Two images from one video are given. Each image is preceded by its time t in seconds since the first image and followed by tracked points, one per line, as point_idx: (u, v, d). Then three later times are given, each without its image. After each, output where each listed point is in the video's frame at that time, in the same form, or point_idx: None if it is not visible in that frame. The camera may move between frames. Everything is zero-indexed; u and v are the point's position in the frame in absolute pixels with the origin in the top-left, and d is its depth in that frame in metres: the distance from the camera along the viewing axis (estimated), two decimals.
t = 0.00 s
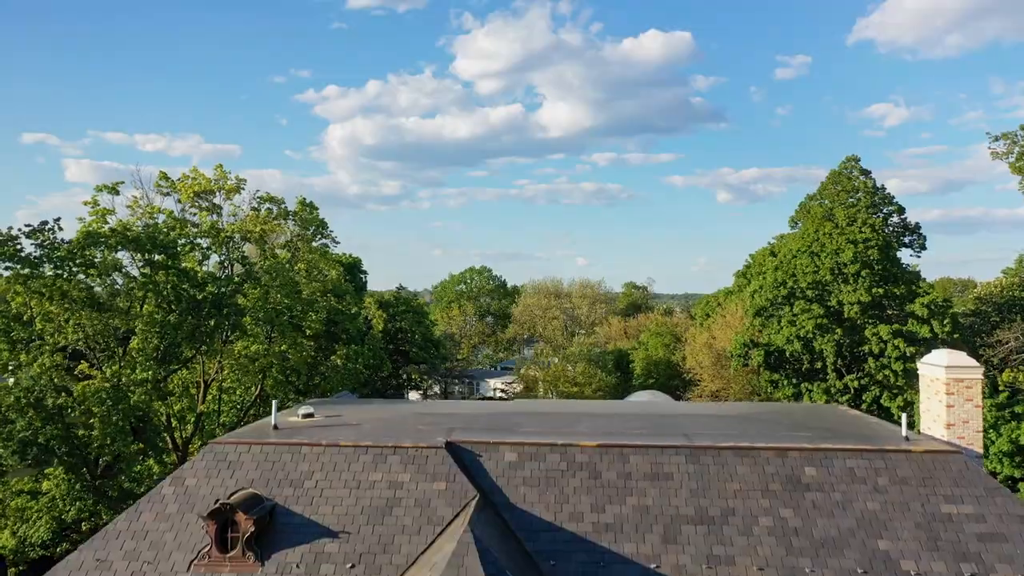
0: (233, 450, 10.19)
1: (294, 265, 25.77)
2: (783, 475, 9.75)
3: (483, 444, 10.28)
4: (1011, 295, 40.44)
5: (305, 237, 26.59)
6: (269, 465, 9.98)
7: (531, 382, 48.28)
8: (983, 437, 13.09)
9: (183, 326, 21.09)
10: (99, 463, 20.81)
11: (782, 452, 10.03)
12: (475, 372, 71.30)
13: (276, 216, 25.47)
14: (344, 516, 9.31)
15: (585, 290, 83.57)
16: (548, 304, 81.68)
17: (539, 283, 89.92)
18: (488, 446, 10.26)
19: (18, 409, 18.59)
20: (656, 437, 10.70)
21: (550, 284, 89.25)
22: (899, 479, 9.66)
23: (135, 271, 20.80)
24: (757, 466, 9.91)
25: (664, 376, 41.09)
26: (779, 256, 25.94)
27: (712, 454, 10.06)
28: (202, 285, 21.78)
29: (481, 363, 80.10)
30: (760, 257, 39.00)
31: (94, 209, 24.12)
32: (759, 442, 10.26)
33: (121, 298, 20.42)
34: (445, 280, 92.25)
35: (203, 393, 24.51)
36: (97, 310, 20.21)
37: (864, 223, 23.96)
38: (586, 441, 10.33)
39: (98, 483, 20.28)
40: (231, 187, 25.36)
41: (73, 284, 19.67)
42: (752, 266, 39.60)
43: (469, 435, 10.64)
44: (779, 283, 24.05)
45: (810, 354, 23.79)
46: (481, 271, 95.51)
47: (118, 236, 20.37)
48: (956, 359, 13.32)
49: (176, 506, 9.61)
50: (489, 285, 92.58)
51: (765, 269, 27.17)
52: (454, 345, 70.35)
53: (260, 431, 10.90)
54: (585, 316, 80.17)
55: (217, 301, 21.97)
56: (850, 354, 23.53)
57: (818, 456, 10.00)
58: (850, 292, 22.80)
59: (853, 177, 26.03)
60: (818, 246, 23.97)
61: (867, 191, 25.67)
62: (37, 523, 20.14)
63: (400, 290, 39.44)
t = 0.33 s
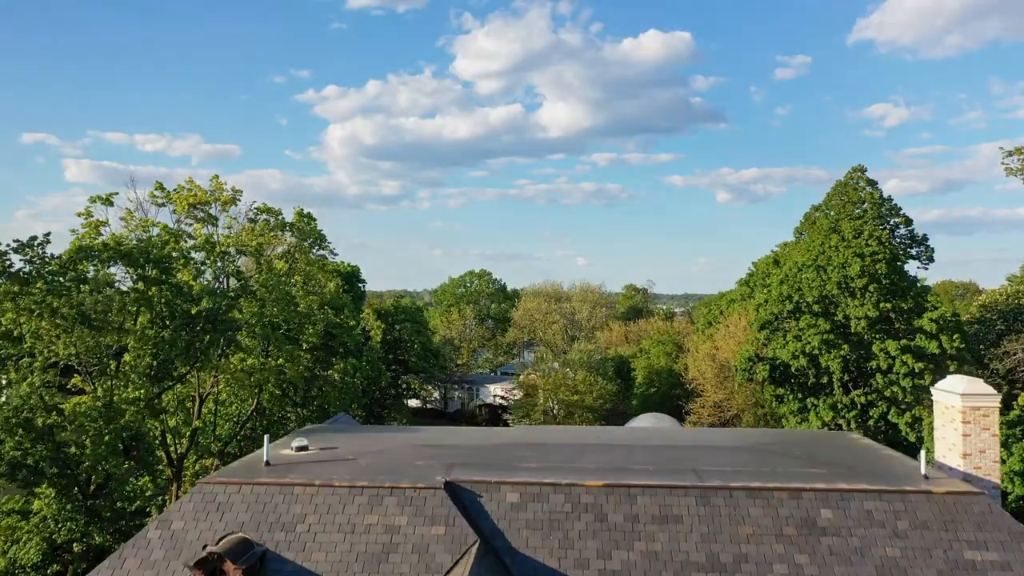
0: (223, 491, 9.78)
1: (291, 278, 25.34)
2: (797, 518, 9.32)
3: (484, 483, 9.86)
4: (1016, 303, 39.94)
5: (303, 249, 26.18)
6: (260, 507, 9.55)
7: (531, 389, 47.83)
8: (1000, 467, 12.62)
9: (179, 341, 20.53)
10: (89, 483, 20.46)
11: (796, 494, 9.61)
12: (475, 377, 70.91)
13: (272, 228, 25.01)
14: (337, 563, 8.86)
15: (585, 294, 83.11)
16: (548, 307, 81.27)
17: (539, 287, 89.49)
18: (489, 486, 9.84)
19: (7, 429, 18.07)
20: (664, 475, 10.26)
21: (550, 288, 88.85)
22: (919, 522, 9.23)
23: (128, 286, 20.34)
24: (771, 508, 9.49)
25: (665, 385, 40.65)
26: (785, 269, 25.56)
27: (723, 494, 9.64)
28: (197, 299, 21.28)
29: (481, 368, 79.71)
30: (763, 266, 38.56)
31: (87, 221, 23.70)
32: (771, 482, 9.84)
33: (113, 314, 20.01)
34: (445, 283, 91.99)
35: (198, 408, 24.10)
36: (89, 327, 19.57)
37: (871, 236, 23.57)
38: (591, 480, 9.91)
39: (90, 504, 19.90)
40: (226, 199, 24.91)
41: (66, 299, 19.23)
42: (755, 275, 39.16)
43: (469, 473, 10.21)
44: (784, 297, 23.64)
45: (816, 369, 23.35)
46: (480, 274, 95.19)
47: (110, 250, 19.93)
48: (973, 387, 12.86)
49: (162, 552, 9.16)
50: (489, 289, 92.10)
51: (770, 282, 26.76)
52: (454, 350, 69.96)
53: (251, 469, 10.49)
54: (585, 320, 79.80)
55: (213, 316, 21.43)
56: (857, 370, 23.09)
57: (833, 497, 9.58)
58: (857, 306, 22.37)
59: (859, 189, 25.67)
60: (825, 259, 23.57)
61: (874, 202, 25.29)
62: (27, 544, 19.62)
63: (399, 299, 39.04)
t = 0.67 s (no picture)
0: (211, 538, 9.36)
1: (287, 292, 24.89)
2: (814, 568, 8.86)
3: (485, 529, 9.42)
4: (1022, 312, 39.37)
5: (300, 262, 25.72)
6: (250, 556, 9.10)
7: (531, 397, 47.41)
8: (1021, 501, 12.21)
9: (171, 359, 20.05)
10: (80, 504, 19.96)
11: (813, 541, 9.16)
12: (475, 382, 70.51)
13: (269, 240, 24.59)
14: None
15: (586, 298, 82.63)
16: (548, 311, 80.85)
17: (539, 291, 89.04)
18: (490, 532, 9.39)
19: None
20: (674, 518, 9.81)
21: (550, 291, 88.43)
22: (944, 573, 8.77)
23: (120, 303, 19.91)
24: (787, 557, 9.02)
25: (668, 395, 40.20)
26: (790, 283, 25.11)
27: (736, 541, 9.20)
28: (191, 315, 20.82)
29: (481, 373, 79.28)
30: (765, 276, 38.06)
31: (80, 234, 23.32)
32: (785, 528, 9.38)
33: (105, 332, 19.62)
34: (445, 287, 91.62)
35: (193, 424, 23.65)
36: (79, 346, 19.23)
37: (878, 249, 23.12)
38: (598, 525, 9.47)
39: (81, 527, 19.38)
40: (222, 212, 24.58)
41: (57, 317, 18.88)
42: (758, 285, 38.65)
43: (469, 517, 9.76)
44: (790, 312, 23.19)
45: (822, 386, 22.88)
46: (481, 277, 94.75)
47: (102, 267, 19.49)
48: (991, 419, 12.40)
49: None
50: (489, 293, 91.66)
51: (776, 295, 26.29)
52: (453, 356, 69.56)
53: (242, 512, 10.06)
54: (586, 324, 79.38)
55: (207, 332, 20.96)
56: (864, 386, 22.63)
57: (852, 545, 9.13)
58: (865, 323, 21.91)
59: (866, 201, 25.21)
60: (832, 273, 23.11)
61: (881, 214, 24.83)
62: (16, 567, 19.29)
63: (397, 308, 38.61)
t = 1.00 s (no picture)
0: None
1: (284, 309, 24.36)
2: None
3: None
4: None
5: (298, 275, 25.27)
6: None
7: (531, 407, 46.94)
8: None
9: (163, 379, 19.50)
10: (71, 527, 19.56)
11: None
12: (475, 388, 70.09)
13: (265, 254, 24.08)
14: None
15: (586, 302, 82.17)
16: (548, 316, 80.36)
17: (540, 295, 88.58)
18: None
19: None
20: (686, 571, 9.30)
21: (550, 295, 88.01)
22: None
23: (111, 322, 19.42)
24: None
25: (670, 406, 39.72)
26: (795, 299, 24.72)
27: None
28: (185, 334, 20.32)
29: (481, 377, 78.81)
30: (770, 286, 37.52)
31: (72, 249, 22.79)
32: None
33: (95, 352, 19.19)
34: (445, 291, 91.12)
35: (187, 442, 23.25)
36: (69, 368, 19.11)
37: (887, 265, 22.67)
38: None
39: (71, 552, 19.06)
40: (218, 226, 23.91)
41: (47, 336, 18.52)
42: (762, 294, 38.11)
43: (470, 569, 9.26)
44: (798, 329, 22.76)
45: (830, 404, 22.42)
46: (481, 280, 94.24)
47: (93, 287, 18.99)
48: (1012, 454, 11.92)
49: None
50: (489, 296, 91.15)
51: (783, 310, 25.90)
52: (453, 362, 69.05)
53: (232, 562, 9.57)
54: (586, 329, 78.91)
55: (202, 352, 20.27)
56: (873, 406, 22.18)
57: None
58: (874, 340, 21.45)
59: (873, 214, 24.80)
60: (839, 289, 22.68)
61: (888, 228, 24.43)
62: None
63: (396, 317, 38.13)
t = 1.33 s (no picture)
0: None
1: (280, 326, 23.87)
2: None
3: None
4: None
5: (296, 291, 24.82)
6: None
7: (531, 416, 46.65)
8: None
9: (156, 403, 18.90)
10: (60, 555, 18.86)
11: None
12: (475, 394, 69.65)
13: (261, 269, 23.74)
14: None
15: (586, 307, 81.73)
16: (548, 321, 79.90)
17: (539, 299, 88.15)
18: None
19: None
20: None
21: (550, 298, 87.56)
22: None
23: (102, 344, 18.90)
24: None
25: (672, 417, 39.28)
26: (802, 314, 24.26)
27: None
28: (179, 355, 19.80)
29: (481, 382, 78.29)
30: (774, 297, 37.06)
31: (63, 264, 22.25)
32: None
33: (86, 376, 18.69)
34: (444, 295, 90.67)
35: (182, 461, 22.82)
36: (55, 391, 18.37)
37: (896, 281, 22.19)
38: None
39: None
40: (213, 241, 23.45)
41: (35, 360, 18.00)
42: (765, 305, 37.62)
43: None
44: (805, 347, 22.30)
45: (838, 424, 21.95)
46: (480, 284, 93.72)
47: (83, 307, 18.47)
48: None
49: None
50: (489, 300, 90.61)
51: (789, 325, 25.46)
52: (453, 368, 68.61)
53: None
54: (587, 335, 78.41)
55: (195, 374, 19.82)
56: (882, 426, 21.70)
57: None
58: (884, 360, 20.98)
59: (881, 228, 24.36)
60: (848, 306, 22.22)
61: (897, 242, 23.99)
62: None
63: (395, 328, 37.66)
